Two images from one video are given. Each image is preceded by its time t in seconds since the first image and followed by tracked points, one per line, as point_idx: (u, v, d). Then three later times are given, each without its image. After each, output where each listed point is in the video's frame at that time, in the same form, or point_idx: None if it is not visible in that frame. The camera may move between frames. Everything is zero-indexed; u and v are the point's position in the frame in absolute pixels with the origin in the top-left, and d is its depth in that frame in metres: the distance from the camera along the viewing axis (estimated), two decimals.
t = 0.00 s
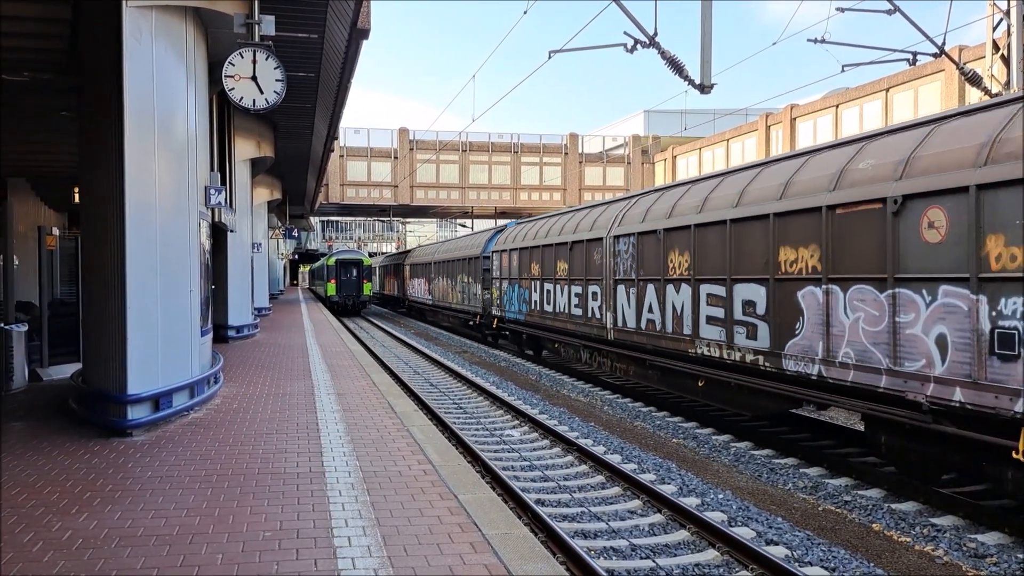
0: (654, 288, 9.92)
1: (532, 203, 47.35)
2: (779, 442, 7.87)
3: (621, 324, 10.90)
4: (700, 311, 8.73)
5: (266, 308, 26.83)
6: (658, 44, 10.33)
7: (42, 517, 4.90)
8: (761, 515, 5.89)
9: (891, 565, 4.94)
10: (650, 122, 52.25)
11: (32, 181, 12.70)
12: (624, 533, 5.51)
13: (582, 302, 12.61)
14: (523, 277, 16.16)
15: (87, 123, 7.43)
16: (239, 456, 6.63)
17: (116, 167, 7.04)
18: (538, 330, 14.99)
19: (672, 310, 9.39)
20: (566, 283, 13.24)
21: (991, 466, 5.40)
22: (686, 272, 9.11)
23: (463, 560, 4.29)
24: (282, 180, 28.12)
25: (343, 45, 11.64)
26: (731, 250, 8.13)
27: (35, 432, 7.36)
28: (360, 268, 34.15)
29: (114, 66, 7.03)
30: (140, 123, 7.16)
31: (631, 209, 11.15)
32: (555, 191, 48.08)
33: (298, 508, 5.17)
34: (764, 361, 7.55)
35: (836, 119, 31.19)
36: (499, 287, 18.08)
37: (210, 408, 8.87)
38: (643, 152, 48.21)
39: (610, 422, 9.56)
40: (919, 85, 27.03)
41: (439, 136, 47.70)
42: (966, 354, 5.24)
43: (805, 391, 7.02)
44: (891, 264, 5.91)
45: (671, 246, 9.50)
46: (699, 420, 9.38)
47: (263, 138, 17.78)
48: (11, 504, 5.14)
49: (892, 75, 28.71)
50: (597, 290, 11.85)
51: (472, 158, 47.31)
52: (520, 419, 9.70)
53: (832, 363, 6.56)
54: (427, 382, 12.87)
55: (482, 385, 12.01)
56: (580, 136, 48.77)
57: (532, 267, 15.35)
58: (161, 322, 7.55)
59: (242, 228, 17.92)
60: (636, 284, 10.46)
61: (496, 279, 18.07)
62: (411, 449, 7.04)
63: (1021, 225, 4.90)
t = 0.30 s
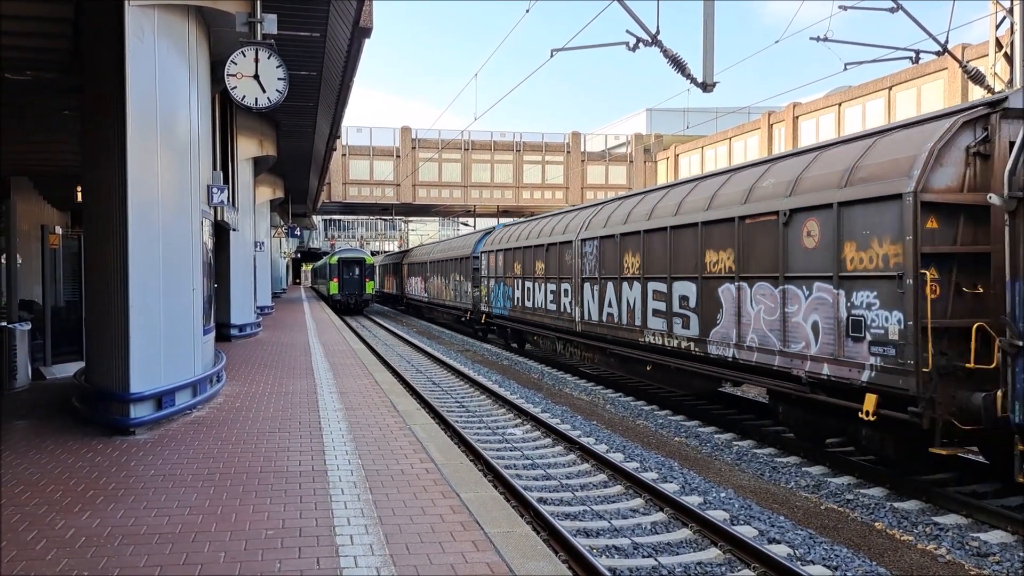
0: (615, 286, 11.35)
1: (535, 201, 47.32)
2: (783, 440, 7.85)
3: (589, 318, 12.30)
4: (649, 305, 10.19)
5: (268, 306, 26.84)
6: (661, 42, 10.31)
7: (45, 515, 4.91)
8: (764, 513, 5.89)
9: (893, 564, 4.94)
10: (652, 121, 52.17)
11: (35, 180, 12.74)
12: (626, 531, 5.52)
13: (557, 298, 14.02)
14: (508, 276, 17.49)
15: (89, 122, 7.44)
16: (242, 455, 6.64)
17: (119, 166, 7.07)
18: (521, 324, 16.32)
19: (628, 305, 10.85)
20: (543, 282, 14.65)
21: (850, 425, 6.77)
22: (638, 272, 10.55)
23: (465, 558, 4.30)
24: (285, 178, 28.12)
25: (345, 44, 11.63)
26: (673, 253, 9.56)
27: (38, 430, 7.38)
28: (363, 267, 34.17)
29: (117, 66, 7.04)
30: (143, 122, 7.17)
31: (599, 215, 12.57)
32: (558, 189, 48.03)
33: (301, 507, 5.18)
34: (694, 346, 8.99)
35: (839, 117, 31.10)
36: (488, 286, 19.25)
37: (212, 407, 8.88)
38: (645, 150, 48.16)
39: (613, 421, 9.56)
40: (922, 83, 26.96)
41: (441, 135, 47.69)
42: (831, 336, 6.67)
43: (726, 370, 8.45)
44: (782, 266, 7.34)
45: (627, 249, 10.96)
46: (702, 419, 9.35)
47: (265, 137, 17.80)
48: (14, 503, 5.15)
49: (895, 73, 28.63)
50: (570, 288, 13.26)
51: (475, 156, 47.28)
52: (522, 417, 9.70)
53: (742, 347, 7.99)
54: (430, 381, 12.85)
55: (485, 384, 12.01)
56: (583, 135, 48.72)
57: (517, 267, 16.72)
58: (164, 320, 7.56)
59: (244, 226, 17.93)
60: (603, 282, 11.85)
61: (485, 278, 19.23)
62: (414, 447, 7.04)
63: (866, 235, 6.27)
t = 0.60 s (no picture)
0: (582, 283, 12.58)
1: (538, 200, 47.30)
2: (788, 438, 7.82)
3: (562, 312, 13.51)
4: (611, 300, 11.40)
5: (272, 305, 26.87)
6: (664, 40, 10.29)
7: (49, 514, 4.92)
8: (767, 512, 5.87)
9: (897, 562, 4.92)
10: (655, 119, 52.06)
11: (38, 179, 12.76)
12: (630, 530, 5.50)
13: (536, 295, 15.19)
14: (495, 274, 18.71)
15: (93, 121, 7.44)
16: (246, 453, 6.65)
17: (122, 164, 7.06)
18: (506, 319, 17.50)
19: (593, 300, 12.10)
20: (525, 280, 15.88)
21: (760, 399, 8.04)
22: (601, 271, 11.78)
23: (468, 557, 4.29)
24: (289, 177, 28.13)
25: (348, 43, 11.62)
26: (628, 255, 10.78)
27: (42, 428, 7.40)
28: (366, 265, 34.19)
29: (120, 64, 7.04)
30: (146, 121, 7.17)
31: (573, 219, 13.73)
32: (561, 188, 47.99)
33: (304, 505, 5.18)
34: (644, 335, 10.22)
35: (842, 115, 30.99)
36: (478, 283, 20.36)
37: (216, 405, 8.89)
38: (648, 149, 48.07)
39: (616, 419, 9.55)
40: (926, 81, 26.88)
41: (444, 134, 47.76)
42: (743, 324, 7.92)
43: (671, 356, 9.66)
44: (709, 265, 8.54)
45: (592, 250, 12.20)
46: (705, 417, 9.32)
47: (268, 136, 17.82)
48: (18, 501, 5.17)
49: (899, 70, 28.54)
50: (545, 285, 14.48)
51: (478, 155, 47.29)
52: (526, 416, 9.69)
53: (681, 335, 9.23)
54: (433, 380, 12.82)
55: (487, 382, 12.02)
56: (586, 133, 48.68)
57: (502, 266, 17.92)
58: (167, 318, 7.56)
59: (247, 225, 17.94)
60: (573, 279, 13.05)
61: (475, 276, 20.35)
62: (417, 446, 7.05)
63: (768, 240, 7.51)
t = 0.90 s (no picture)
0: (555, 283, 13.82)
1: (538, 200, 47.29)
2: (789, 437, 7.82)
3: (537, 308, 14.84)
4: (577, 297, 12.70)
5: (272, 305, 26.84)
6: (664, 40, 10.29)
7: (50, 514, 4.92)
8: (768, 512, 5.87)
9: (898, 561, 4.93)
10: (655, 118, 52.04)
11: (39, 179, 12.78)
12: (631, 529, 5.51)
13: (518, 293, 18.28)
14: (481, 275, 19.99)
15: (94, 122, 7.44)
16: (247, 453, 6.65)
17: (124, 164, 7.06)
18: (492, 315, 18.78)
19: (563, 297, 13.46)
20: (507, 280, 17.17)
21: (693, 380, 9.30)
22: (570, 272, 13.05)
23: (469, 557, 4.29)
24: (289, 177, 28.12)
25: (349, 43, 11.64)
26: (592, 258, 12.09)
27: (43, 428, 7.40)
28: (366, 265, 34.20)
29: (121, 65, 7.05)
30: (146, 122, 7.17)
31: (548, 225, 14.88)
32: (561, 188, 47.97)
33: (305, 505, 5.19)
34: (604, 328, 11.55)
35: (843, 115, 30.94)
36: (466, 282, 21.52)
37: (217, 405, 8.90)
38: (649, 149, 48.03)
39: (617, 419, 9.56)
40: (926, 81, 26.87)
41: (444, 133, 47.79)
42: (678, 316, 9.14)
43: (626, 346, 10.94)
44: (654, 267, 9.79)
45: (563, 253, 13.48)
46: (706, 417, 9.32)
47: (268, 136, 17.82)
48: (19, 501, 5.17)
49: (899, 70, 28.51)
50: (524, 284, 15.82)
51: (478, 155, 47.31)
52: (526, 416, 9.70)
53: (632, 326, 10.48)
54: (434, 380, 12.81)
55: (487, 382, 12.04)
56: (586, 133, 48.70)
57: (487, 267, 19.13)
58: (168, 318, 7.58)
59: (247, 225, 17.93)
60: (547, 278, 14.31)
61: (464, 276, 21.54)
62: (417, 445, 7.06)
63: (697, 245, 8.68)
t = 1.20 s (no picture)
0: (532, 282, 15.08)
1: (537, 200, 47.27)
2: (789, 437, 7.82)
3: (517, 305, 16.18)
4: (552, 296, 13.84)
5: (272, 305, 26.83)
6: (664, 40, 10.30)
7: (51, 513, 4.93)
8: (768, 511, 5.88)
9: (898, 561, 4.93)
10: (655, 118, 52.03)
11: (39, 179, 12.79)
12: (631, 528, 5.52)
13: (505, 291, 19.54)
14: (470, 273, 21.30)
15: (94, 121, 7.43)
16: (247, 453, 6.66)
17: (124, 163, 7.06)
18: (479, 312, 20.09)
19: (538, 295, 14.74)
20: (493, 279, 18.50)
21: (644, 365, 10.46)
22: (545, 272, 14.28)
23: (469, 556, 4.30)
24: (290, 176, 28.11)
25: (349, 43, 11.64)
26: (563, 259, 13.36)
27: (44, 428, 7.41)
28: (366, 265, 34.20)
29: (121, 66, 7.05)
30: (146, 122, 7.17)
31: (527, 229, 16.13)
32: (561, 187, 47.97)
33: (306, 504, 5.20)
34: (571, 321, 12.82)
35: (843, 114, 30.89)
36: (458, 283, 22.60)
37: (217, 404, 8.92)
38: (649, 148, 48.04)
39: (617, 418, 9.57)
40: (926, 80, 26.88)
41: (444, 133, 47.80)
42: (628, 310, 10.28)
43: (591, 339, 12.13)
44: (611, 267, 10.98)
45: (540, 255, 14.74)
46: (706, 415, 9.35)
47: (268, 136, 17.82)
48: (20, 501, 5.18)
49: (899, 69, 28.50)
50: (507, 283, 17.10)
51: (478, 154, 47.33)
52: (526, 415, 9.71)
53: (594, 320, 11.71)
54: (434, 379, 12.82)
55: (487, 381, 12.07)
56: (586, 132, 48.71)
57: (476, 267, 20.45)
58: (169, 318, 7.59)
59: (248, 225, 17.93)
60: (528, 278, 15.49)
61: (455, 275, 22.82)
62: (418, 444, 7.08)
63: (643, 249, 9.77)
